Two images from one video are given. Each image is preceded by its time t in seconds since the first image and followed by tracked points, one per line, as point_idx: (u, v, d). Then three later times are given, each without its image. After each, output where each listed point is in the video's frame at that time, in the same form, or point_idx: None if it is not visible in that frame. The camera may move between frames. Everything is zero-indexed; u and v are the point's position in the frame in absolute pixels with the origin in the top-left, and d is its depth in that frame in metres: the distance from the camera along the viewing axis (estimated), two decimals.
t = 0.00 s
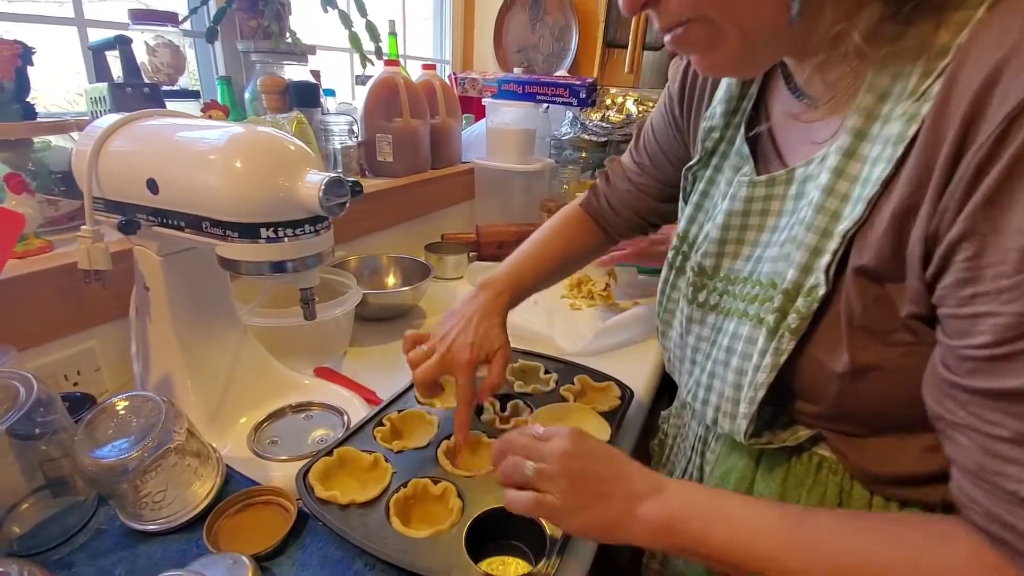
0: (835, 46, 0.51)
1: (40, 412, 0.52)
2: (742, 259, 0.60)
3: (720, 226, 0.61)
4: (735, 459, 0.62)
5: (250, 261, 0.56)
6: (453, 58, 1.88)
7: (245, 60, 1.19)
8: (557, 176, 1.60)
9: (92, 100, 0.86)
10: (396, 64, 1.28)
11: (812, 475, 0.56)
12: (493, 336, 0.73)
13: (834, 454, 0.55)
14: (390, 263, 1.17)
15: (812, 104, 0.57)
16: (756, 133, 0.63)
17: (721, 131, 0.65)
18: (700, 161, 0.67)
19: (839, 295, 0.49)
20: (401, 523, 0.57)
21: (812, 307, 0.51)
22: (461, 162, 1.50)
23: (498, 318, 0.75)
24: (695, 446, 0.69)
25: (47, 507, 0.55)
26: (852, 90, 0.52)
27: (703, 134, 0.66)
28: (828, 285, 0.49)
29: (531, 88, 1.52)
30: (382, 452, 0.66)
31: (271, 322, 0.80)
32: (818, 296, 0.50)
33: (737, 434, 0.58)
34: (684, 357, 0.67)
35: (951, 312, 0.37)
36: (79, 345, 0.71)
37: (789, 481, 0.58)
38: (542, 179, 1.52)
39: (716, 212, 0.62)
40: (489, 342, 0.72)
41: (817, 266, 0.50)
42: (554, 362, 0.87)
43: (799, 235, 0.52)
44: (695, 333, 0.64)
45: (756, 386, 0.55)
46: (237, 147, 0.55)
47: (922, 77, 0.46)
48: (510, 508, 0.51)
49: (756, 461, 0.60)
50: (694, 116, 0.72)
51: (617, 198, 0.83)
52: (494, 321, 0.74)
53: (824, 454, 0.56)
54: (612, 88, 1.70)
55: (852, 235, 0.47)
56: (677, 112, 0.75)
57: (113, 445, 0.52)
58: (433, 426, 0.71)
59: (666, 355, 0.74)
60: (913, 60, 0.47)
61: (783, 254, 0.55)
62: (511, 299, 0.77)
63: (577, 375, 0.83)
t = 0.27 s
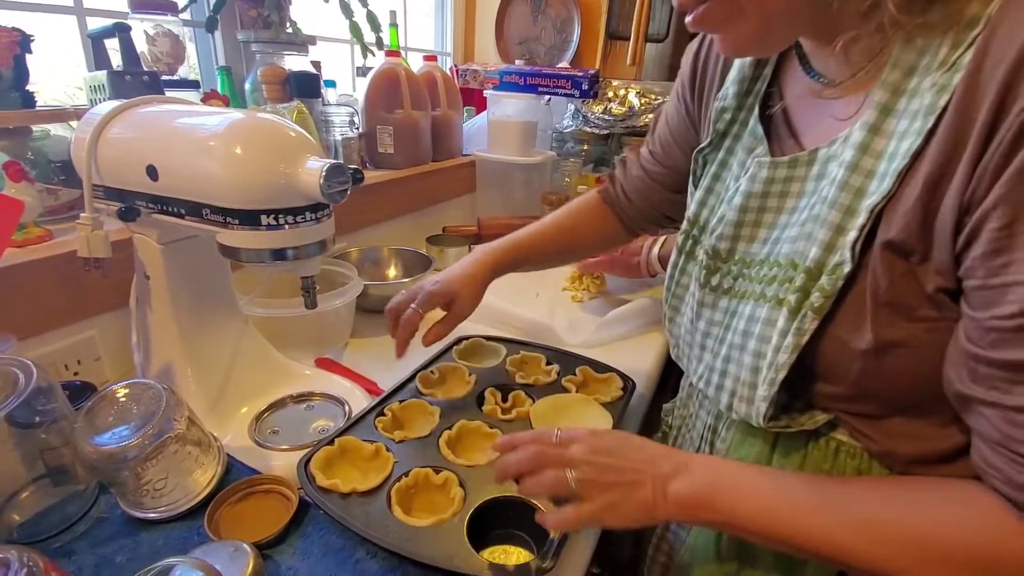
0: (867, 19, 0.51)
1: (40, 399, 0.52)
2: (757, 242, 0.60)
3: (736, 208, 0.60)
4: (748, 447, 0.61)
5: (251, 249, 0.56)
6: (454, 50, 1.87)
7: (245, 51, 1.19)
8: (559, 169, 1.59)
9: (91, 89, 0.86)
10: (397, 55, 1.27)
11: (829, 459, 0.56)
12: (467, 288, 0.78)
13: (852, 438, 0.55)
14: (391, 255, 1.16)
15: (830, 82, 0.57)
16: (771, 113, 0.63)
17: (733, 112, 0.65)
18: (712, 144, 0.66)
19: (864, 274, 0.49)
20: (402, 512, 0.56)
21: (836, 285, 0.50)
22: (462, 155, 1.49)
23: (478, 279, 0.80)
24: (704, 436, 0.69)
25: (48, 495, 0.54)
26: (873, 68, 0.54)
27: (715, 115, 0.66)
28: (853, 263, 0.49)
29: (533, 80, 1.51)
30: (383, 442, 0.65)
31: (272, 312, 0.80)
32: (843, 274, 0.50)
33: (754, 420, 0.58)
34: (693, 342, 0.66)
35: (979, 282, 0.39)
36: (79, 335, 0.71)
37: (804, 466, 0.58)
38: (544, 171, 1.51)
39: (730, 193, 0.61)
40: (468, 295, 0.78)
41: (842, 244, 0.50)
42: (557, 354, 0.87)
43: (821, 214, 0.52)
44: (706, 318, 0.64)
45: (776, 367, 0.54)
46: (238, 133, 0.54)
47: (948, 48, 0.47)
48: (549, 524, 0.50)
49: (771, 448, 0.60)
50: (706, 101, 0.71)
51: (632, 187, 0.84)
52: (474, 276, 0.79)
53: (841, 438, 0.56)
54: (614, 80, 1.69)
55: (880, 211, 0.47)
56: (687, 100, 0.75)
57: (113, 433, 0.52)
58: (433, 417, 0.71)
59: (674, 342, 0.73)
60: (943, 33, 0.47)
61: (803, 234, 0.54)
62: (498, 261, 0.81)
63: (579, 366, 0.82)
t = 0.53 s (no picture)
0: (862, 23, 0.51)
1: (45, 396, 0.53)
2: (762, 238, 0.60)
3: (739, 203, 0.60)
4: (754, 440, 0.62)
5: (255, 246, 0.56)
6: (456, 47, 1.86)
7: (247, 47, 1.18)
8: (560, 166, 1.59)
9: (93, 85, 0.85)
10: (398, 51, 1.27)
11: (831, 450, 0.56)
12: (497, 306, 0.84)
13: (854, 430, 0.55)
14: (393, 252, 1.16)
15: (835, 80, 0.57)
16: (778, 109, 0.63)
17: (740, 109, 0.66)
18: (722, 140, 0.67)
19: (860, 269, 0.49)
20: (408, 508, 0.56)
21: (833, 280, 0.50)
22: (464, 152, 1.49)
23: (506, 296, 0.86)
24: (712, 430, 0.70)
25: (53, 491, 0.55)
26: (871, 66, 0.54)
27: (722, 113, 0.67)
28: (849, 260, 0.49)
29: (535, 77, 1.50)
30: (391, 438, 0.65)
31: (274, 309, 0.80)
32: (839, 270, 0.50)
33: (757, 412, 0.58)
34: (699, 337, 0.67)
35: (978, 286, 0.39)
36: (83, 331, 0.71)
37: (807, 457, 0.58)
38: (545, 169, 1.51)
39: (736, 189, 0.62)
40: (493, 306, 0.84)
41: (839, 241, 0.50)
42: (569, 355, 0.86)
43: (819, 210, 0.52)
44: (710, 313, 0.64)
45: (775, 360, 0.55)
46: (242, 131, 0.54)
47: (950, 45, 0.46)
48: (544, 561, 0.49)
49: (776, 440, 0.60)
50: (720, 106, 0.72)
51: (667, 205, 0.83)
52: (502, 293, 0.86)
53: (843, 429, 0.56)
54: (616, 77, 1.68)
55: (875, 208, 0.47)
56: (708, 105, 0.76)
57: (118, 429, 0.52)
58: (440, 413, 0.71)
59: (682, 338, 0.73)
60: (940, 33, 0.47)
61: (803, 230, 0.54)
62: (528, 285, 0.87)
63: (588, 365, 0.83)
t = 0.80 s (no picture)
0: (902, 7, 0.50)
1: (44, 394, 0.52)
2: (787, 235, 0.59)
3: (767, 197, 0.60)
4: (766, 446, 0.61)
5: (256, 243, 0.56)
6: (456, 44, 1.86)
7: (248, 43, 1.18)
8: (561, 164, 1.58)
9: (93, 81, 0.85)
10: (399, 48, 1.26)
11: (848, 461, 0.55)
12: (522, 301, 0.86)
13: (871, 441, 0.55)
14: (393, 249, 1.16)
15: (873, 71, 0.56)
16: (810, 99, 0.63)
17: (770, 102, 0.65)
18: (750, 132, 0.67)
19: (888, 270, 0.49)
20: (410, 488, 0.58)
21: (859, 280, 0.50)
22: (464, 149, 1.49)
23: (533, 294, 0.87)
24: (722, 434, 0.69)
25: (53, 489, 0.54)
26: (916, 57, 0.53)
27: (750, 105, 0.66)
28: (878, 259, 0.49)
29: (536, 74, 1.50)
30: (412, 413, 0.68)
31: (275, 306, 0.80)
32: (867, 269, 0.49)
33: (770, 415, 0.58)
34: (714, 335, 0.66)
35: (1017, 292, 0.39)
36: (82, 328, 0.71)
37: (821, 465, 0.57)
38: (546, 166, 1.50)
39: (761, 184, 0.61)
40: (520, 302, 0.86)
41: (867, 239, 0.50)
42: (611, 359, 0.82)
43: (848, 207, 0.52)
44: (728, 310, 0.64)
45: (791, 360, 0.55)
46: (243, 128, 0.54)
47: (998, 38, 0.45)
48: None
49: (788, 446, 0.59)
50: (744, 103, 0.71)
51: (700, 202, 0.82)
52: (529, 291, 0.87)
53: (861, 440, 0.55)
54: (617, 75, 1.68)
55: (908, 206, 0.47)
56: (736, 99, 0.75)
57: (118, 427, 0.52)
58: (468, 393, 0.73)
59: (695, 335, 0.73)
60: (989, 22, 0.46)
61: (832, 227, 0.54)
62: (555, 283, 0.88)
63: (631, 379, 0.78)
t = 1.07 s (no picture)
0: None
1: (29, 392, 0.51)
2: (848, 245, 0.54)
3: (832, 201, 0.54)
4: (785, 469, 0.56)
5: (248, 238, 0.54)
6: (457, 37, 1.83)
7: (244, 34, 1.16)
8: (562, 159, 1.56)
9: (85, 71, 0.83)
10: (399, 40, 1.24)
11: (880, 502, 0.50)
12: (558, 264, 0.80)
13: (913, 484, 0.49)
14: (392, 245, 1.14)
15: (983, 66, 0.50)
16: (898, 94, 0.56)
17: (846, 92, 0.58)
18: (818, 125, 0.60)
19: (974, 304, 0.43)
20: (405, 471, 0.56)
21: (938, 309, 0.44)
22: (464, 144, 1.46)
23: (571, 259, 0.80)
24: (739, 451, 0.64)
25: (39, 490, 0.53)
26: None
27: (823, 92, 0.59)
28: (966, 289, 0.43)
29: (537, 67, 1.47)
30: (419, 382, 0.66)
31: (270, 303, 0.78)
32: (950, 299, 0.44)
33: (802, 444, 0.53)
34: (750, 346, 0.61)
35: None
36: (72, 324, 0.69)
37: (848, 499, 0.51)
38: (547, 162, 1.48)
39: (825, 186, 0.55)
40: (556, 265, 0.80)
41: (955, 263, 0.44)
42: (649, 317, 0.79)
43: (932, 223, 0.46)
44: (769, 321, 0.58)
45: (837, 391, 0.49)
46: (235, 119, 0.52)
47: None
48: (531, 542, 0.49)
49: (813, 472, 0.54)
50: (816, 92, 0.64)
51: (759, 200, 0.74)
52: (569, 255, 0.80)
53: (902, 482, 0.49)
54: (619, 69, 1.65)
55: (1014, 231, 0.41)
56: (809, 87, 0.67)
57: (103, 429, 0.50)
58: (482, 359, 0.71)
59: (726, 341, 0.68)
60: None
61: (908, 245, 0.47)
62: (597, 251, 0.80)
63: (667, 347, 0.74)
